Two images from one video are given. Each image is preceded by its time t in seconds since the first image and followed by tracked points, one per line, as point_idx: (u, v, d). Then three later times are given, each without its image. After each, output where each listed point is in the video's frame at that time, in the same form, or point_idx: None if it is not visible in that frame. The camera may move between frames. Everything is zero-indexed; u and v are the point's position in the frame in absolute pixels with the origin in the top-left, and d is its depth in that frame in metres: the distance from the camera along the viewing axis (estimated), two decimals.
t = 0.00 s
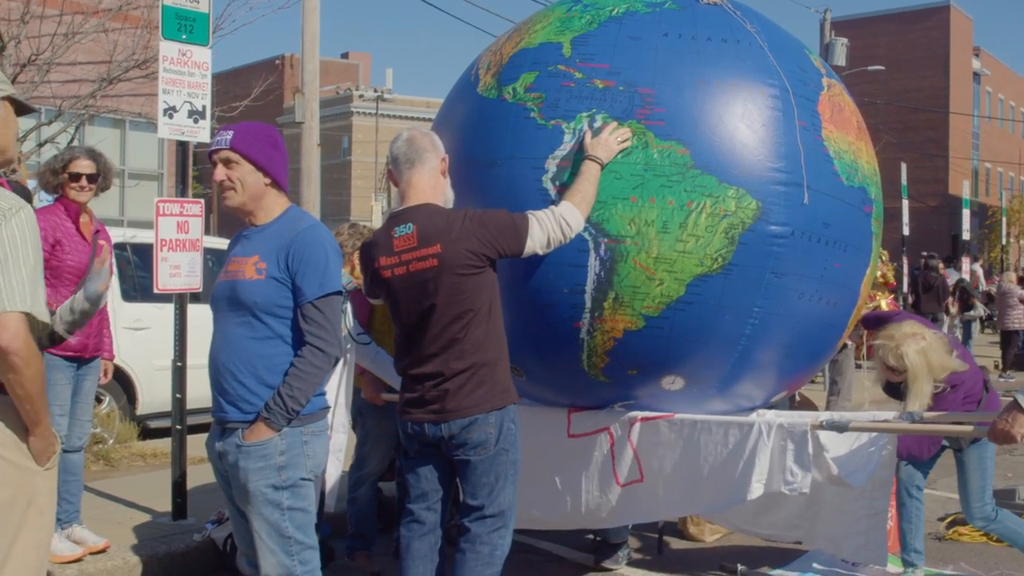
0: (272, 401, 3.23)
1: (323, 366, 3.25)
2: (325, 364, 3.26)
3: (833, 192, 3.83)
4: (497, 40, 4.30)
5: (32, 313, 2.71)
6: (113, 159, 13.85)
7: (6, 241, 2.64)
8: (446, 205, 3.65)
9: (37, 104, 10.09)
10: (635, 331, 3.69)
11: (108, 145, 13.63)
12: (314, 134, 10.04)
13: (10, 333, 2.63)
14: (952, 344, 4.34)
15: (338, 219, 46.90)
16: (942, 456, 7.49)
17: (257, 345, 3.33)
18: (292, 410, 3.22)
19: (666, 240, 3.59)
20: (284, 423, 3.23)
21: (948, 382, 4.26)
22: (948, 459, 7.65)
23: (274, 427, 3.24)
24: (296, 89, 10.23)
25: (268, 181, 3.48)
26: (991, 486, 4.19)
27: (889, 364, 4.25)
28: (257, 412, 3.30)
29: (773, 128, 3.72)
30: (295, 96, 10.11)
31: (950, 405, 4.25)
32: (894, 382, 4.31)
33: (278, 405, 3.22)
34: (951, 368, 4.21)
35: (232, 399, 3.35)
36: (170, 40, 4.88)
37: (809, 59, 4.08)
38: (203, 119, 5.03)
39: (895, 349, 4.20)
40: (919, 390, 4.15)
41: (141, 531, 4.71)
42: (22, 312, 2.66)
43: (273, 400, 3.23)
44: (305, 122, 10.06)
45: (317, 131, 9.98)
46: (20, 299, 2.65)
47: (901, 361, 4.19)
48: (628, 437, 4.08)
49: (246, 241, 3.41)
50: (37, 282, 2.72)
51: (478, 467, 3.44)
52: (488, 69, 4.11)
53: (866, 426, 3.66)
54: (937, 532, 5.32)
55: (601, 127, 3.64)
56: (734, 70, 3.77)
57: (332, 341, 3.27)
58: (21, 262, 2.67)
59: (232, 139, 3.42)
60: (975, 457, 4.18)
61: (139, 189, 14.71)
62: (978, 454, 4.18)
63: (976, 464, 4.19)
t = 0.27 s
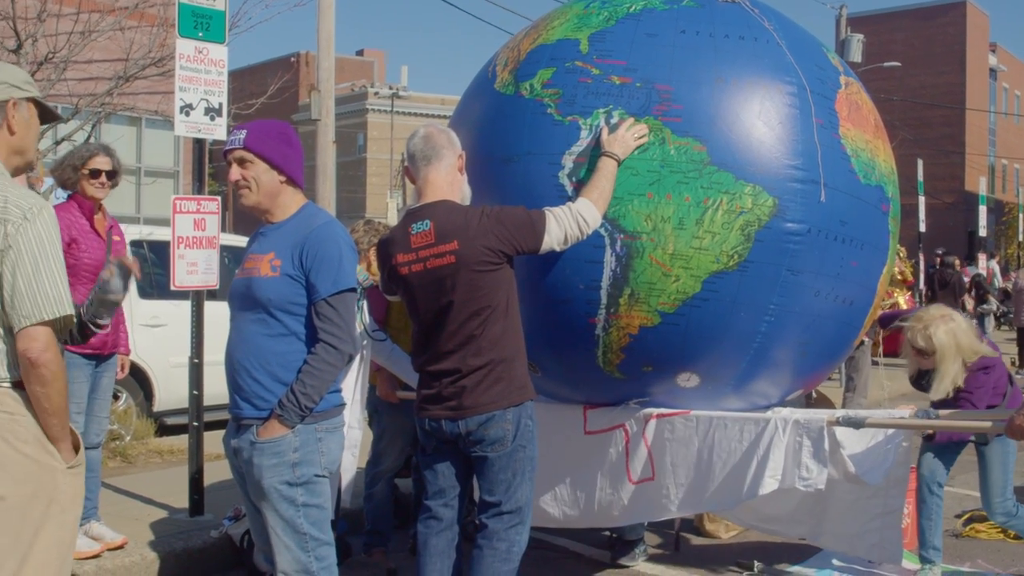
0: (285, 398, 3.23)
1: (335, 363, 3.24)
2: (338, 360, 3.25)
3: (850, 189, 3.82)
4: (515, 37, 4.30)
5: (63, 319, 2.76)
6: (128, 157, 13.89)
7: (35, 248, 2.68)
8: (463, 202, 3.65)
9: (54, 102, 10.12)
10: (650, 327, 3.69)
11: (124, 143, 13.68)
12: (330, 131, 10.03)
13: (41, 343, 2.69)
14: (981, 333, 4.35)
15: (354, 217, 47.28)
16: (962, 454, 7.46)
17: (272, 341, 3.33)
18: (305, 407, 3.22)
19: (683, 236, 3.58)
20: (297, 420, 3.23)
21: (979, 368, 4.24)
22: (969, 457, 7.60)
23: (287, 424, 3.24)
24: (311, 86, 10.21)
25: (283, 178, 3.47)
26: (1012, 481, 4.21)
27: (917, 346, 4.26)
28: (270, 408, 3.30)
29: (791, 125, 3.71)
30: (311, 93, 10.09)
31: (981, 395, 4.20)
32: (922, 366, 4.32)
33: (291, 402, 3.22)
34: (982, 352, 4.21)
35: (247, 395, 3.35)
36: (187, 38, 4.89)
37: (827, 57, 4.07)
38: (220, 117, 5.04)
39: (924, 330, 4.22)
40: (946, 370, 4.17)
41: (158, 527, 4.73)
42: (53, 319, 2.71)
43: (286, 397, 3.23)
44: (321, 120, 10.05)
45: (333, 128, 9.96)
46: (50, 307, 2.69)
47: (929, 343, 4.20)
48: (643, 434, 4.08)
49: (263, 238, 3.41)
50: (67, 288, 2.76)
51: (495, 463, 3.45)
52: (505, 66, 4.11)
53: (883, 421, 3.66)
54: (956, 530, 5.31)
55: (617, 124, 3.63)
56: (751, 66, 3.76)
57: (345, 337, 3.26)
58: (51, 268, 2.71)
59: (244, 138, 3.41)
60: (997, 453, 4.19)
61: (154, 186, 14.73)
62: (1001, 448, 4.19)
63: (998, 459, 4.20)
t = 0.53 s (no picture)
0: (294, 395, 3.22)
1: (344, 361, 3.23)
2: (346, 359, 3.23)
3: (864, 187, 3.81)
4: (530, 34, 4.30)
5: (76, 314, 2.75)
6: (141, 155, 13.93)
7: (50, 242, 2.69)
8: (477, 199, 3.65)
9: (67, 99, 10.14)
10: (664, 325, 3.69)
11: (138, 140, 13.71)
12: (343, 128, 10.03)
13: (52, 336, 2.68)
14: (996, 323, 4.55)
15: (362, 214, 47.30)
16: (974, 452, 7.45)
17: (283, 339, 3.34)
18: (314, 405, 3.21)
19: (697, 234, 3.58)
20: (306, 418, 3.23)
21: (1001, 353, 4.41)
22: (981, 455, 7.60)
23: (296, 421, 3.23)
24: (324, 84, 10.22)
25: (290, 178, 3.46)
26: None
27: (946, 329, 4.40)
28: (280, 405, 3.31)
29: (805, 123, 3.71)
30: (324, 90, 10.09)
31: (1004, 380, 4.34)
32: (948, 351, 4.44)
33: (300, 399, 3.21)
34: (1004, 338, 4.40)
35: (258, 393, 3.36)
36: (201, 35, 4.90)
37: (842, 55, 4.06)
38: (233, 114, 5.05)
39: (953, 312, 4.36)
40: (979, 346, 4.30)
41: (172, 524, 4.74)
42: (65, 313, 2.71)
43: (294, 395, 3.22)
44: (334, 117, 10.06)
45: (346, 125, 9.96)
46: (62, 301, 2.69)
47: (959, 323, 4.36)
48: (655, 432, 4.09)
49: (276, 236, 3.42)
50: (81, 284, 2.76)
51: (508, 460, 3.45)
52: (520, 63, 4.11)
53: (900, 420, 3.66)
54: (968, 528, 5.31)
55: (632, 121, 3.63)
56: (766, 64, 3.76)
57: (354, 335, 3.25)
58: (65, 262, 2.71)
59: (250, 140, 3.41)
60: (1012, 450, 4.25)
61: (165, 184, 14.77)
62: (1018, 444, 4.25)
63: (1014, 457, 4.25)
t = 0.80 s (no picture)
0: (303, 394, 3.22)
1: (353, 360, 3.23)
2: (355, 357, 3.23)
3: (876, 186, 3.81)
4: (542, 31, 4.31)
5: (94, 316, 2.77)
6: (152, 153, 13.97)
7: (69, 245, 2.70)
8: (489, 197, 3.66)
9: (79, 97, 10.17)
10: (676, 323, 3.69)
11: (149, 139, 13.75)
12: (353, 127, 10.01)
13: (74, 344, 2.72)
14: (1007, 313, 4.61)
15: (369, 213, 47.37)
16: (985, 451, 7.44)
17: (293, 337, 3.34)
18: (323, 403, 3.21)
19: (709, 232, 3.58)
20: (315, 416, 3.23)
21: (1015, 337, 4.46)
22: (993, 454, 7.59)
23: (306, 420, 3.24)
24: (335, 83, 10.22)
25: (293, 179, 3.43)
26: None
27: (963, 312, 4.44)
28: (290, 403, 3.31)
29: (818, 120, 3.71)
30: (335, 89, 10.10)
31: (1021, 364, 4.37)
32: (965, 335, 4.47)
33: (309, 398, 3.21)
34: (1019, 326, 4.47)
35: (269, 391, 3.37)
36: (212, 34, 4.91)
37: (854, 54, 4.06)
38: (245, 113, 5.06)
39: (971, 294, 4.41)
40: (998, 325, 4.36)
41: (183, 522, 4.76)
42: (88, 315, 2.73)
43: (304, 393, 3.22)
44: (344, 116, 10.06)
45: (357, 124, 9.96)
46: (86, 303, 2.71)
47: (978, 305, 4.41)
48: (666, 430, 4.10)
49: (287, 234, 3.42)
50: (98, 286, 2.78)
51: (519, 458, 3.45)
52: (532, 60, 4.12)
53: (911, 417, 3.66)
54: (980, 527, 5.31)
55: (644, 118, 3.63)
56: (779, 62, 3.75)
57: (364, 334, 3.24)
58: (84, 265, 2.72)
59: (255, 143, 3.43)
60: None
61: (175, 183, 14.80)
62: None
63: None
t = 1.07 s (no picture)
0: (312, 394, 3.23)
1: (362, 360, 3.22)
2: (364, 357, 3.22)
3: (885, 184, 3.80)
4: (551, 30, 4.31)
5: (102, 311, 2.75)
6: (160, 153, 13.99)
7: (76, 242, 2.69)
8: (498, 196, 3.65)
9: (87, 97, 10.19)
10: (686, 321, 3.69)
11: (157, 139, 13.79)
12: (361, 127, 10.01)
13: (77, 338, 2.68)
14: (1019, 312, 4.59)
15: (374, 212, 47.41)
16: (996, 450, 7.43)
17: (303, 337, 3.34)
18: (332, 403, 3.21)
19: (719, 230, 3.58)
20: (325, 416, 3.23)
21: None
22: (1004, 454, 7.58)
23: (315, 419, 3.24)
24: (343, 82, 10.23)
25: (303, 178, 3.43)
26: None
27: (971, 310, 4.44)
28: (300, 403, 3.32)
29: (827, 119, 3.70)
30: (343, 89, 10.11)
31: None
32: (973, 334, 4.48)
33: (318, 398, 3.21)
34: None
35: (279, 390, 3.38)
36: (221, 33, 4.92)
37: (864, 52, 4.05)
38: (254, 112, 5.06)
39: (979, 292, 4.42)
40: (1005, 325, 4.36)
41: (193, 520, 4.77)
42: (92, 312, 2.71)
43: (313, 393, 3.22)
44: (352, 116, 10.08)
45: (365, 124, 9.96)
46: (89, 300, 2.69)
47: (986, 303, 4.40)
48: (675, 429, 4.11)
49: (298, 235, 3.42)
50: (105, 282, 2.76)
51: (529, 457, 3.44)
52: (541, 59, 4.12)
53: (921, 417, 3.66)
54: (989, 526, 5.30)
55: (653, 117, 3.63)
56: (788, 60, 3.75)
57: (372, 334, 3.23)
58: (91, 262, 2.71)
59: (266, 140, 3.44)
60: None
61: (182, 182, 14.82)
62: None
63: None
